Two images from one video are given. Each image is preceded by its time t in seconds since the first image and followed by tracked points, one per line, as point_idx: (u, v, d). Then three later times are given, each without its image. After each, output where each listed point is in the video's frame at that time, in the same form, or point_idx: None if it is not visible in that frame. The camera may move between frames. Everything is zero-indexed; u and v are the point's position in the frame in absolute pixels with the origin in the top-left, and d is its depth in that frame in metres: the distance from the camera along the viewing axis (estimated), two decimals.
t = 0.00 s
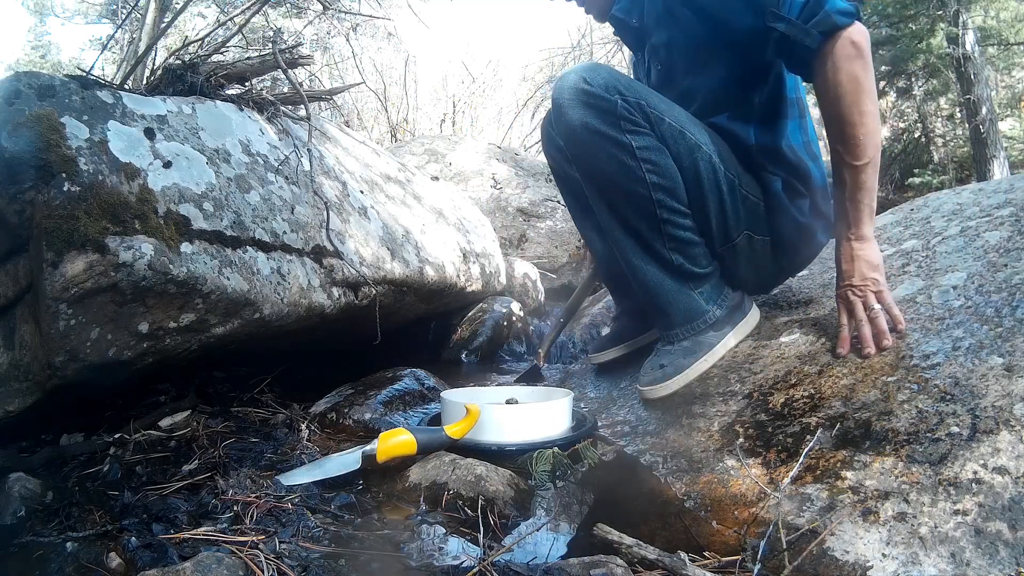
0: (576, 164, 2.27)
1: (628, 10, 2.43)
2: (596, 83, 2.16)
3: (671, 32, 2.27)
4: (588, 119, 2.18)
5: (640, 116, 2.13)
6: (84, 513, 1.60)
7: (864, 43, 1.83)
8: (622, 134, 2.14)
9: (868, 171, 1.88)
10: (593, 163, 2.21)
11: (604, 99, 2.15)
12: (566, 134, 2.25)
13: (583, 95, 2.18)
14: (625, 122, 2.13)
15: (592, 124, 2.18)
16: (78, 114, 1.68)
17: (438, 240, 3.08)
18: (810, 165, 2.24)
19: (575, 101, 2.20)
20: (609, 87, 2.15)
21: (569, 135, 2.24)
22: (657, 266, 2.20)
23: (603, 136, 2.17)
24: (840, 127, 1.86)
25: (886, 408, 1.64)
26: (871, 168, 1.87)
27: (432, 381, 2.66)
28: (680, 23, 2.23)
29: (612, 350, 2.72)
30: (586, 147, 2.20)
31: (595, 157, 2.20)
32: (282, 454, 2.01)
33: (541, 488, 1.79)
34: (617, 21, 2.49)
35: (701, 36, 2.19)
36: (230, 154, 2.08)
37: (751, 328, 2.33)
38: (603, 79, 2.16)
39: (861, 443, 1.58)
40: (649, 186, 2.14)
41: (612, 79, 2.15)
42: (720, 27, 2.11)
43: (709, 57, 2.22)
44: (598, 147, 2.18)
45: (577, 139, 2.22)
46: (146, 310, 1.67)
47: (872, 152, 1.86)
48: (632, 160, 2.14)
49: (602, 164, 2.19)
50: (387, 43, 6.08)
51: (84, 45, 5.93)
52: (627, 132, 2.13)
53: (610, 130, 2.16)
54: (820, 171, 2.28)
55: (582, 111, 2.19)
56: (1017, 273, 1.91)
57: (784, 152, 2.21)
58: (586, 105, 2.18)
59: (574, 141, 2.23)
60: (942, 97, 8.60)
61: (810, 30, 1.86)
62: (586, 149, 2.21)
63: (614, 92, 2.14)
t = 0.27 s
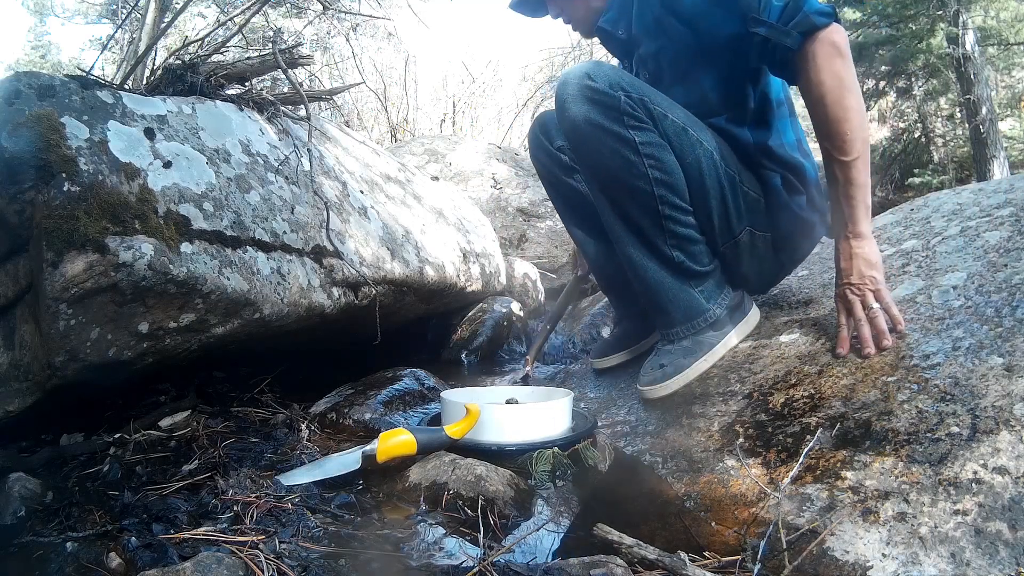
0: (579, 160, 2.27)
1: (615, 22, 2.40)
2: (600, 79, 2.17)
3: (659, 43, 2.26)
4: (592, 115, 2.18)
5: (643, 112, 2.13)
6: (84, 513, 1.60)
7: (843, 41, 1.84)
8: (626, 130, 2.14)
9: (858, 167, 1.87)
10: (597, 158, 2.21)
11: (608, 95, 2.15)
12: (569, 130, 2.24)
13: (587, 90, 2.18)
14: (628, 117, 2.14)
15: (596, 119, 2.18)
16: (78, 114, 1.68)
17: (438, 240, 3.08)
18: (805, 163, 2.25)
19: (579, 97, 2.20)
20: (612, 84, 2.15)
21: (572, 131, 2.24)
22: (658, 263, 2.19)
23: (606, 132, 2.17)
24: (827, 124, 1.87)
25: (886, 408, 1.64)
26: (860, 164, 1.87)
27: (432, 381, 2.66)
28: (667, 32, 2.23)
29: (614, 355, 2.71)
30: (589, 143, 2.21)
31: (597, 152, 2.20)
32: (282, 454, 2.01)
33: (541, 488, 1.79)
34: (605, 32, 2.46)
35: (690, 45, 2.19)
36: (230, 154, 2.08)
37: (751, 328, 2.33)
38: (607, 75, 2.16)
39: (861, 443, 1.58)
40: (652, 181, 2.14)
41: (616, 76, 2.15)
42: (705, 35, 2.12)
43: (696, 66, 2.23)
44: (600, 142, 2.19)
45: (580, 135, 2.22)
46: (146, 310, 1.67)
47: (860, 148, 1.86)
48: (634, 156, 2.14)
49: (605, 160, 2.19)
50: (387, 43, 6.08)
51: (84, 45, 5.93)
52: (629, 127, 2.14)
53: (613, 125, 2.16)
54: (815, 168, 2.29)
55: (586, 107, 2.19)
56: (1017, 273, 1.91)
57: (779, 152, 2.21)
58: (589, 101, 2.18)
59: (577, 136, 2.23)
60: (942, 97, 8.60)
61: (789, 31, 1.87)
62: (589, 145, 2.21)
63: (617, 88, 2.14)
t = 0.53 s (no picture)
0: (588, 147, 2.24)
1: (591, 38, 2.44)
2: (618, 67, 2.12)
3: (637, 55, 2.31)
4: (608, 102, 2.14)
5: (657, 102, 2.13)
6: (84, 513, 1.60)
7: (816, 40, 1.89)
8: (640, 118, 2.13)
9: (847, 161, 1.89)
10: (610, 145, 2.18)
11: (624, 82, 2.12)
12: (580, 116, 2.20)
13: (601, 77, 2.14)
14: (642, 105, 2.12)
15: (611, 106, 2.14)
16: (78, 114, 1.68)
17: (438, 240, 3.08)
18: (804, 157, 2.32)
19: (593, 82, 2.15)
20: (628, 72, 2.12)
21: (583, 117, 2.19)
22: (664, 256, 2.19)
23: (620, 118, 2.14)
24: (816, 120, 1.88)
25: (886, 408, 1.64)
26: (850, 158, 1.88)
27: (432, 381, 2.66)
28: (644, 44, 2.28)
29: (614, 355, 2.71)
30: (601, 131, 2.17)
31: (609, 140, 2.17)
32: (282, 454, 2.01)
33: (541, 488, 1.79)
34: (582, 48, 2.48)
35: (670, 56, 2.26)
36: (230, 154, 2.08)
37: (751, 327, 2.33)
38: (622, 63, 2.13)
39: (861, 443, 1.58)
40: (661, 170, 2.13)
41: (633, 65, 2.13)
42: (687, 46, 2.18)
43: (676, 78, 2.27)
44: (612, 130, 2.16)
45: (592, 122, 2.18)
46: (146, 310, 1.67)
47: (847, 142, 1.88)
48: (648, 145, 2.13)
49: (618, 148, 2.16)
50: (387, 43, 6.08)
51: (84, 45, 5.92)
52: (643, 116, 2.12)
53: (627, 113, 2.13)
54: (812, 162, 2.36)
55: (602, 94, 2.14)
56: (1017, 273, 1.91)
57: (778, 142, 2.26)
58: (604, 87, 2.14)
59: (589, 123, 2.19)
60: (942, 97, 8.60)
61: (766, 36, 1.93)
62: (601, 132, 2.18)
63: (633, 76, 2.12)
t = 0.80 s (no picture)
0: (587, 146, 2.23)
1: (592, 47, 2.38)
2: (615, 66, 2.13)
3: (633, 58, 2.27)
4: (607, 100, 2.14)
5: (654, 99, 2.15)
6: (84, 513, 1.60)
7: (797, 16, 1.83)
8: (639, 116, 2.13)
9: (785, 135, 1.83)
10: (609, 143, 2.17)
11: (622, 81, 2.12)
12: (580, 116, 2.19)
13: (600, 76, 2.14)
14: (640, 102, 2.13)
15: (611, 105, 2.14)
16: (78, 114, 1.68)
17: (438, 240, 3.08)
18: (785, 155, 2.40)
19: (592, 82, 2.15)
20: (626, 70, 2.13)
21: (583, 117, 2.18)
22: (664, 254, 2.18)
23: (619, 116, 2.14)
24: (764, 86, 1.85)
25: (886, 408, 1.64)
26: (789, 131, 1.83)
27: (432, 382, 2.65)
28: (640, 45, 2.25)
29: (615, 355, 2.71)
30: (600, 130, 2.17)
31: (608, 139, 2.17)
32: (282, 454, 2.01)
33: (541, 488, 1.79)
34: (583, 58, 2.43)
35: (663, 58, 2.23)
36: (230, 154, 2.08)
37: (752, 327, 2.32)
38: (619, 62, 2.14)
39: (861, 443, 1.58)
40: (660, 166, 2.13)
41: (629, 64, 2.15)
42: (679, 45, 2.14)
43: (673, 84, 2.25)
44: (611, 127, 2.16)
45: (592, 121, 2.17)
46: (146, 310, 1.67)
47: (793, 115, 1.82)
48: (647, 142, 2.13)
49: (617, 146, 2.16)
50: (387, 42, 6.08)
51: (84, 45, 5.92)
52: (642, 113, 2.13)
53: (626, 111, 2.13)
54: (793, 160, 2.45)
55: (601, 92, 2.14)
56: (1017, 273, 1.91)
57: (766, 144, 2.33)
58: (603, 86, 2.14)
59: (588, 123, 2.18)
60: (942, 97, 8.60)
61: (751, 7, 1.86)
62: (601, 132, 2.17)
63: (630, 75, 2.13)
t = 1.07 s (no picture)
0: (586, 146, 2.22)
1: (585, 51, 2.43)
2: (614, 65, 2.15)
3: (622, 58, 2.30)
4: (607, 99, 2.14)
5: (652, 98, 2.16)
6: (84, 513, 1.60)
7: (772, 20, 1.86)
8: (638, 114, 2.13)
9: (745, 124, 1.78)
10: (608, 141, 2.17)
11: (621, 80, 2.13)
12: (579, 116, 2.18)
13: (599, 75, 2.15)
14: (639, 101, 2.14)
15: (610, 104, 2.14)
16: (78, 114, 1.68)
17: (438, 240, 3.08)
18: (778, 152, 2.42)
19: (591, 81, 2.15)
20: (624, 69, 2.15)
21: (582, 116, 2.18)
22: (664, 253, 2.18)
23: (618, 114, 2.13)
24: (727, 77, 1.82)
25: (886, 408, 1.64)
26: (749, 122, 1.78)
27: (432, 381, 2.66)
28: (630, 48, 2.27)
29: (614, 355, 2.72)
30: (599, 129, 2.17)
31: (607, 138, 2.17)
32: (282, 454, 2.01)
33: (541, 488, 1.79)
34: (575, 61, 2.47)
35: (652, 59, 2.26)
36: (230, 154, 2.08)
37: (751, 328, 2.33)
38: (617, 62, 2.16)
39: (861, 443, 1.58)
40: (660, 164, 2.13)
41: (627, 65, 2.17)
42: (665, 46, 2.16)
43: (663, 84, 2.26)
44: (611, 126, 2.16)
45: (591, 121, 2.17)
46: (146, 310, 1.67)
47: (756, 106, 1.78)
48: (647, 140, 2.13)
49: (616, 145, 2.16)
50: (386, 42, 6.08)
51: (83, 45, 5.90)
52: (641, 111, 2.13)
53: (625, 109, 2.14)
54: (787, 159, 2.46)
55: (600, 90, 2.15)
56: (1017, 273, 1.91)
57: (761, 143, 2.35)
58: (602, 85, 2.14)
59: (588, 122, 2.18)
60: (942, 97, 8.60)
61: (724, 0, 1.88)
62: (600, 131, 2.17)
63: (629, 74, 2.14)
